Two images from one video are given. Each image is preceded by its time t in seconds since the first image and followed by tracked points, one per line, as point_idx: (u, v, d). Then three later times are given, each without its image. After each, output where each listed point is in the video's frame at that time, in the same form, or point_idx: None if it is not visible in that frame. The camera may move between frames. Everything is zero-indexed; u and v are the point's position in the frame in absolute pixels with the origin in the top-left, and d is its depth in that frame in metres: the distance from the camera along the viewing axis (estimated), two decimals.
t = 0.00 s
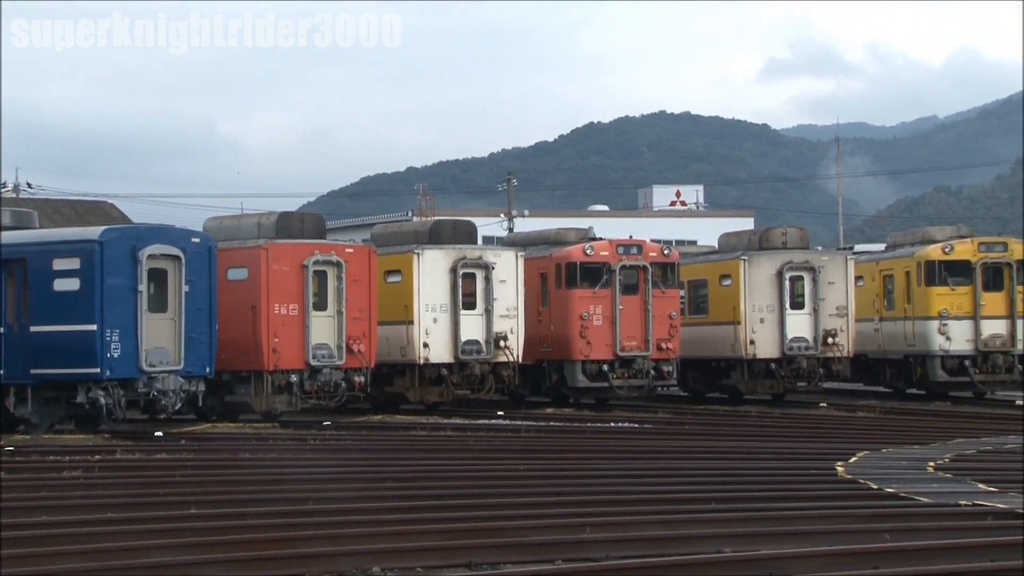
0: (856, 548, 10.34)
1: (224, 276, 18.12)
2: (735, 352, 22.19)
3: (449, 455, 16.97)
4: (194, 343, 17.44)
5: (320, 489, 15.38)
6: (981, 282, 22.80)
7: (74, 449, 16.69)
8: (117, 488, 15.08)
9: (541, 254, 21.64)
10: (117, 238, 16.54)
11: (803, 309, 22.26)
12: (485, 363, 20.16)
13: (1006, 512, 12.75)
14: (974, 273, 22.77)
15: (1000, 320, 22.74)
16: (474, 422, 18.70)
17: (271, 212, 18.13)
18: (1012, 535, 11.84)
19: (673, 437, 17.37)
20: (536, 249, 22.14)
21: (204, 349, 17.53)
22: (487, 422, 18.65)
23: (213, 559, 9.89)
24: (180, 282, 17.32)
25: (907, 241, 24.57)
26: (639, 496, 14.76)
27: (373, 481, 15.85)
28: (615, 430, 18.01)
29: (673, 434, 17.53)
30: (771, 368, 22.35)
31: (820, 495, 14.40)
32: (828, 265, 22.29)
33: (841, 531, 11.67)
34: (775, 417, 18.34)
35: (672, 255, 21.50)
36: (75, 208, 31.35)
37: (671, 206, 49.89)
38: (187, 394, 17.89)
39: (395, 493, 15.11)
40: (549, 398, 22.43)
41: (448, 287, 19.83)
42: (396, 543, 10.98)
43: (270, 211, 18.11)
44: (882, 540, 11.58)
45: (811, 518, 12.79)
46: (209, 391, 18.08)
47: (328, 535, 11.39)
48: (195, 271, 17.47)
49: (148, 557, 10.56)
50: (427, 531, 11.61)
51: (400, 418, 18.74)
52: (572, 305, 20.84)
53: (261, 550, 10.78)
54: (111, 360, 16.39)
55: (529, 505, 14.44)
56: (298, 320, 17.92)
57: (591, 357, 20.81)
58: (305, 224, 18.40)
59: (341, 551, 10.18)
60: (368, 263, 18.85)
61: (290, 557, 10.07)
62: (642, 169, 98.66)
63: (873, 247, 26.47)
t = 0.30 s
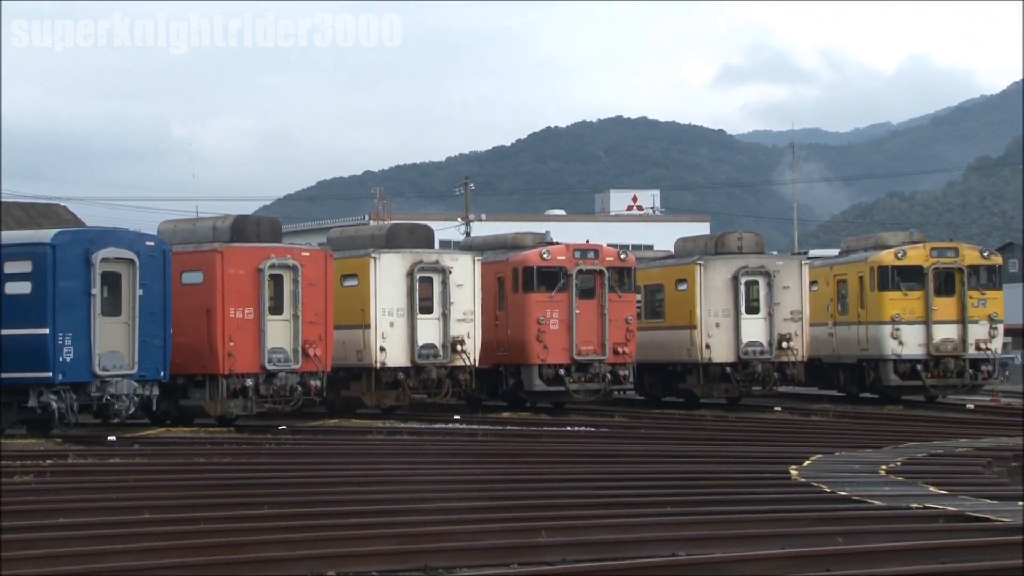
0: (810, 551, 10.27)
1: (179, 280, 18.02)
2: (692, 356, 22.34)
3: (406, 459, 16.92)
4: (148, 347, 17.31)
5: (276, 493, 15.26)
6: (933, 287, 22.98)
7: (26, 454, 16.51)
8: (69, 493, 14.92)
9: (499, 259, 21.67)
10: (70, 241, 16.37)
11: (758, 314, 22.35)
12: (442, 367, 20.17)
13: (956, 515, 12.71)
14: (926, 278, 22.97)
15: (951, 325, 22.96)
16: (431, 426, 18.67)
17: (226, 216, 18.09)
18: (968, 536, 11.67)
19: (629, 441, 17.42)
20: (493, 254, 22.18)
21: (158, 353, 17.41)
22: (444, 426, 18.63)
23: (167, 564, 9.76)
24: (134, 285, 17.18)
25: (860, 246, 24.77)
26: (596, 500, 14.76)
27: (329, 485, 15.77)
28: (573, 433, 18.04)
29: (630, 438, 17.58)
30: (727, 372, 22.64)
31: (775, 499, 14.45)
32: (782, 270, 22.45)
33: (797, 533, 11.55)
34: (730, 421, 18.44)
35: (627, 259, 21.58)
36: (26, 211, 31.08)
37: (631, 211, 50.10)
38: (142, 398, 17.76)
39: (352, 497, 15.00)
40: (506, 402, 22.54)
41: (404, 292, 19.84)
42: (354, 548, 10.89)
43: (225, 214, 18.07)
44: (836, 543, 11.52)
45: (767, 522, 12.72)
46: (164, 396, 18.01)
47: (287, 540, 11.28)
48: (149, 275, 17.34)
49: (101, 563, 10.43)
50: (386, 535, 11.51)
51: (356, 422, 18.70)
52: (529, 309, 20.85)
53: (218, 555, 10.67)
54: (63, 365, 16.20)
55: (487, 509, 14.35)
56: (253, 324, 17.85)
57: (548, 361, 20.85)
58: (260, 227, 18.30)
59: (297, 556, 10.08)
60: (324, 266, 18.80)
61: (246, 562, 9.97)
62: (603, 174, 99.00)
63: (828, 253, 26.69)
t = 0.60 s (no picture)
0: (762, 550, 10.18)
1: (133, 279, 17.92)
2: (647, 356, 22.36)
3: (361, 458, 16.87)
4: (101, 347, 17.18)
5: (231, 493, 15.13)
6: (886, 289, 23.20)
7: None
8: (21, 493, 14.74)
9: (455, 259, 21.64)
10: (22, 239, 16.22)
11: (713, 314, 22.53)
12: (398, 367, 20.16)
13: (907, 514, 12.84)
14: (879, 280, 23.17)
15: (904, 326, 23.21)
16: (387, 426, 18.64)
17: (181, 214, 17.91)
18: (919, 536, 11.69)
19: (585, 441, 17.44)
20: (451, 253, 22.18)
21: (112, 353, 17.29)
22: (400, 425, 18.60)
23: (120, 564, 9.63)
24: (87, 284, 17.05)
25: (814, 247, 24.94)
26: (552, 499, 14.74)
27: (283, 485, 15.67)
28: (529, 433, 18.05)
29: (585, 438, 17.62)
30: (682, 372, 22.76)
31: (730, 498, 14.50)
32: (737, 271, 22.58)
33: (750, 532, 11.47)
34: (686, 420, 18.52)
35: (585, 259, 21.60)
36: None
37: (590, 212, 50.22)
38: (95, 398, 17.62)
39: (307, 497, 14.90)
40: (462, 401, 22.52)
41: (360, 291, 19.79)
42: (311, 548, 10.79)
43: (180, 213, 17.88)
44: (788, 542, 11.53)
45: (720, 520, 12.71)
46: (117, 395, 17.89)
47: (244, 539, 11.16)
48: (103, 274, 17.22)
49: (53, 563, 10.32)
50: (342, 534, 11.41)
51: (312, 422, 18.64)
52: (485, 309, 20.86)
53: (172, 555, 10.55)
54: (15, 364, 16.04)
55: (442, 509, 14.25)
56: (208, 323, 17.77)
57: (504, 361, 20.83)
58: (215, 226, 18.15)
59: (251, 556, 9.96)
60: (280, 265, 18.73)
61: (200, 562, 9.86)
62: (565, 175, 99.18)
63: (784, 254, 26.86)
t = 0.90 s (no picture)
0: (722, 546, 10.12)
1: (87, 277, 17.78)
2: (606, 355, 22.42)
3: (319, 458, 16.81)
4: (55, 346, 17.00)
5: (187, 493, 15.01)
6: (842, 288, 23.34)
7: None
8: None
9: (414, 257, 21.60)
10: None
11: (671, 313, 22.57)
12: (357, 366, 20.12)
13: (861, 511, 12.86)
14: (836, 279, 23.31)
15: (859, 325, 23.38)
16: (345, 425, 18.59)
17: (137, 212, 17.83)
18: (874, 533, 11.72)
19: (543, 439, 17.45)
20: (410, 252, 22.15)
21: (66, 352, 17.12)
22: (358, 425, 18.56)
23: (74, 565, 9.48)
24: (41, 281, 16.85)
25: (772, 246, 25.06)
26: (510, 498, 14.71)
27: (241, 485, 15.56)
28: (487, 432, 18.05)
29: (543, 436, 17.63)
30: (640, 372, 22.82)
31: (687, 496, 14.53)
32: (695, 270, 22.67)
33: (709, 531, 11.39)
34: (644, 419, 18.58)
35: (543, 258, 21.71)
36: None
37: (549, 210, 50.34)
38: (49, 397, 17.44)
39: (264, 497, 14.78)
40: (420, 400, 22.50)
41: (319, 290, 19.74)
42: (266, 548, 10.68)
43: (136, 211, 17.80)
44: (745, 540, 11.53)
45: (679, 519, 12.67)
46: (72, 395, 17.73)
47: (199, 540, 11.02)
48: (57, 272, 17.06)
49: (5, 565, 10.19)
50: (299, 534, 11.30)
51: (269, 421, 18.56)
52: (444, 308, 20.84)
53: (126, 556, 10.41)
54: None
55: (400, 508, 14.14)
56: (164, 322, 17.67)
57: (463, 360, 20.84)
58: (172, 224, 18.09)
59: (208, 556, 9.84)
60: (237, 264, 18.62)
61: (154, 563, 9.74)
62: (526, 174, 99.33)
63: (742, 253, 27.00)
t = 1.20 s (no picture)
0: (680, 548, 10.13)
1: (42, 280, 17.63)
2: (566, 357, 22.47)
3: (276, 461, 16.72)
4: (10, 349, 16.79)
5: (144, 497, 14.87)
6: (799, 289, 23.51)
7: None
8: None
9: (373, 259, 21.58)
10: None
11: (630, 314, 22.64)
12: (316, 368, 20.09)
13: (819, 511, 12.92)
14: (793, 280, 23.47)
15: (817, 326, 23.55)
16: (304, 428, 18.52)
17: (93, 215, 17.68)
18: (831, 533, 11.78)
19: (502, 441, 17.46)
20: (369, 254, 22.14)
21: (21, 355, 16.90)
22: (318, 427, 18.50)
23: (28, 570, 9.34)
24: None
25: (730, 248, 25.22)
26: (470, 500, 14.68)
27: (198, 488, 15.42)
28: (447, 435, 18.03)
29: (502, 439, 17.64)
30: (600, 373, 22.87)
31: (646, 497, 14.58)
32: (655, 271, 22.76)
33: (670, 531, 11.40)
34: (603, 421, 18.63)
35: (503, 260, 21.70)
36: None
37: (509, 212, 50.42)
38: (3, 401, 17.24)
39: (223, 500, 14.65)
40: (380, 403, 22.46)
41: (277, 292, 19.68)
42: (225, 551, 10.59)
43: (92, 213, 17.65)
44: (705, 541, 11.53)
45: (640, 520, 12.67)
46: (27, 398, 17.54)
47: (158, 544, 10.92)
48: (12, 274, 16.84)
49: None
50: (258, 538, 11.19)
51: (227, 424, 18.45)
52: (403, 310, 20.83)
53: (82, 561, 10.28)
54: None
55: (361, 511, 14.03)
56: (121, 325, 17.55)
57: (423, 362, 20.82)
58: (128, 227, 17.96)
59: (164, 560, 9.72)
60: (195, 266, 18.51)
61: (112, 568, 9.63)
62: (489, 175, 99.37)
63: (700, 255, 27.14)
